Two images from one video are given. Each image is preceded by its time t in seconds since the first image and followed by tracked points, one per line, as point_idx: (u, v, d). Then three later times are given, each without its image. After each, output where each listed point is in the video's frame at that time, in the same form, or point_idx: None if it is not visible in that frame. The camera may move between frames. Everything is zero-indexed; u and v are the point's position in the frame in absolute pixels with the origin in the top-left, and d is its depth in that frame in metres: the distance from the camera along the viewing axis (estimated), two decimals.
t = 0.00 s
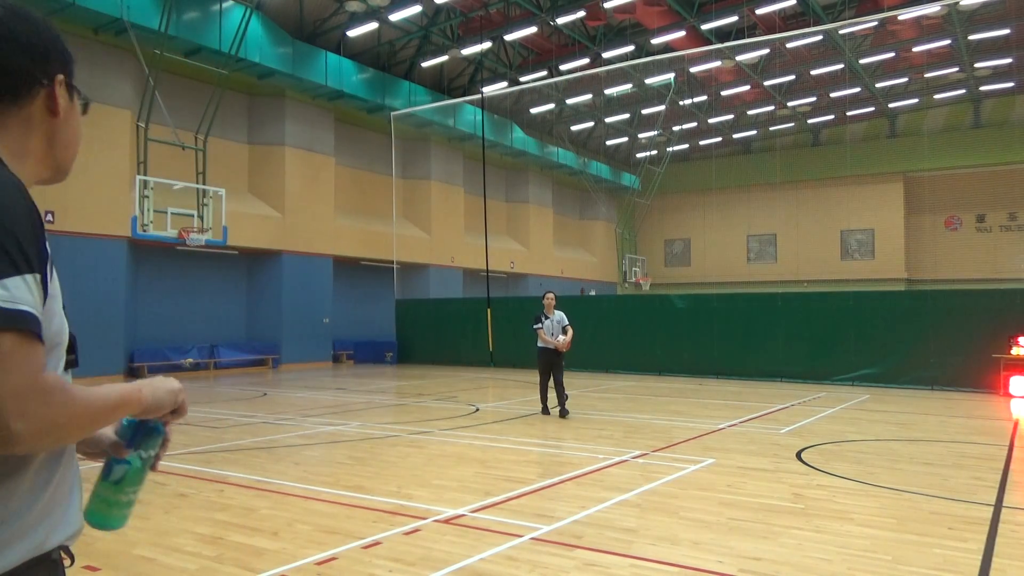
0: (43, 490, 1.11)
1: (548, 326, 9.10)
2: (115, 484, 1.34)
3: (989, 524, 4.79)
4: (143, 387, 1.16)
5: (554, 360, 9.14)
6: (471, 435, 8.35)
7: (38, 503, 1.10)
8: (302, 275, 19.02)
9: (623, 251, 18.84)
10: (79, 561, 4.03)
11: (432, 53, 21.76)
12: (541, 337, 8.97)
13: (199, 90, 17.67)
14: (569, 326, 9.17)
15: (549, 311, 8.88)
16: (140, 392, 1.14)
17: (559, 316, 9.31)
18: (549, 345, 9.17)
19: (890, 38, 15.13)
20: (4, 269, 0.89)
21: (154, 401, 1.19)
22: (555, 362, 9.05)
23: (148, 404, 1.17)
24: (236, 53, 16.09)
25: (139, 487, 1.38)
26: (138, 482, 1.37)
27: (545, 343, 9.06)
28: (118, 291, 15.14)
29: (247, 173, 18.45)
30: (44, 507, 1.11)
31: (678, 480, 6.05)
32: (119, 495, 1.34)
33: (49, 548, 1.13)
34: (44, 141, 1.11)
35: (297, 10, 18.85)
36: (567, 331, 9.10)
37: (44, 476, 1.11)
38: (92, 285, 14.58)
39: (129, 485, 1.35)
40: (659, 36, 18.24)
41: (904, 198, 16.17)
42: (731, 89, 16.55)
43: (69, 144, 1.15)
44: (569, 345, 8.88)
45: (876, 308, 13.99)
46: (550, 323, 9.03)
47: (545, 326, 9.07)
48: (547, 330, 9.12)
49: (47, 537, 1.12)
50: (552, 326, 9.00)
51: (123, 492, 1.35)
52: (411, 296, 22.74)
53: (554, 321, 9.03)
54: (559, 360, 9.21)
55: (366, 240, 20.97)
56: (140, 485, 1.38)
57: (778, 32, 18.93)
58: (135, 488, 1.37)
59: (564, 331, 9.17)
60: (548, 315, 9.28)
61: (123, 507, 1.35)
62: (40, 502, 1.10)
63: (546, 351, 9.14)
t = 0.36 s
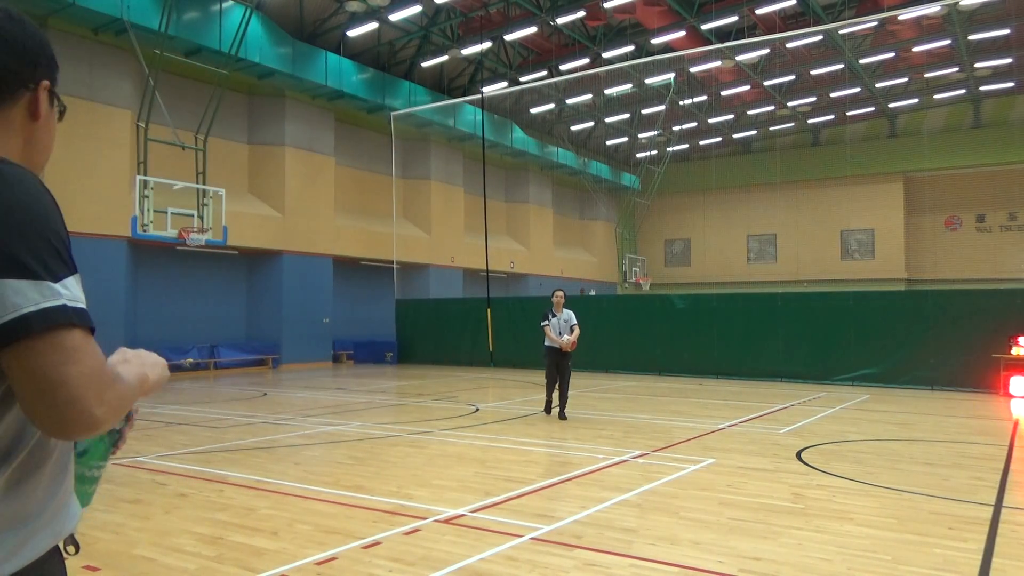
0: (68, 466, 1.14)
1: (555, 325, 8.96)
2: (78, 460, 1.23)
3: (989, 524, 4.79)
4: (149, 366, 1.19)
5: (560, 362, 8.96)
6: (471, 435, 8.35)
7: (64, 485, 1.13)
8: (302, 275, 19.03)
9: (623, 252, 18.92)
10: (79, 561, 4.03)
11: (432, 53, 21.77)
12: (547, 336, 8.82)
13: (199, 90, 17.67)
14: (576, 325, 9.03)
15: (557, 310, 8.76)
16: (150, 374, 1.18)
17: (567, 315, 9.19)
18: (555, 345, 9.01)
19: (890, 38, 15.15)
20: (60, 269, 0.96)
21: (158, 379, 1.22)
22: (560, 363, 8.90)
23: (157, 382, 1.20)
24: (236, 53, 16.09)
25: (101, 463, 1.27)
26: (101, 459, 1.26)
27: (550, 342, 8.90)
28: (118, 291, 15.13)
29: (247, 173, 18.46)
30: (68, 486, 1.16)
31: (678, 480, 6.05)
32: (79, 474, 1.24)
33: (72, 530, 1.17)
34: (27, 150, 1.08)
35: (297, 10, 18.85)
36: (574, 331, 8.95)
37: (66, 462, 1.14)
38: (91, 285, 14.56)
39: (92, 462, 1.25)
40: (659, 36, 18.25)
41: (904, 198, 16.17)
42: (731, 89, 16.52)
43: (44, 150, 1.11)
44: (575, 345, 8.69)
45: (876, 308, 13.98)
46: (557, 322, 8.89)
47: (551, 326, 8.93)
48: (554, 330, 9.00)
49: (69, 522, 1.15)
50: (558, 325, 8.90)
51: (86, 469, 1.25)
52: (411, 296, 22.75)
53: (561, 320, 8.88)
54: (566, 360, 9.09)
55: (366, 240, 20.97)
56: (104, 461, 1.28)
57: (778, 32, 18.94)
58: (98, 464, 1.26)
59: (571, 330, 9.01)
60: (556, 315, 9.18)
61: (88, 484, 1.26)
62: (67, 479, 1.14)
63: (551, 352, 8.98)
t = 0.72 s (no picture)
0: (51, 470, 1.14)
1: (559, 326, 8.86)
2: (104, 464, 1.43)
3: (989, 524, 4.79)
4: (139, 348, 1.21)
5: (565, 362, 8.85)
6: (471, 435, 8.35)
7: (46, 488, 1.13)
8: (302, 275, 19.02)
9: (623, 253, 18.78)
10: (79, 561, 4.03)
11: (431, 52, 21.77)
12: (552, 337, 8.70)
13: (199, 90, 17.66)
14: (580, 326, 8.96)
15: (561, 311, 8.70)
16: (139, 352, 1.21)
17: (570, 316, 9.14)
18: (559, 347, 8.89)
19: (890, 38, 15.18)
20: (3, 264, 0.93)
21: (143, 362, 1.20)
22: (566, 364, 8.77)
23: (145, 365, 1.22)
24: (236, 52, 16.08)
25: (128, 466, 1.47)
26: (127, 461, 1.46)
27: (556, 344, 8.79)
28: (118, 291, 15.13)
29: (247, 173, 18.46)
30: (53, 492, 1.16)
31: (678, 480, 6.05)
32: (108, 478, 1.43)
33: (54, 539, 1.15)
34: (15, 145, 1.08)
35: (297, 10, 18.85)
36: (579, 332, 8.86)
37: (47, 465, 1.13)
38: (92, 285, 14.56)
39: (118, 464, 1.44)
40: (659, 36, 18.24)
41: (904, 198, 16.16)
42: (731, 89, 16.52)
43: (38, 146, 1.09)
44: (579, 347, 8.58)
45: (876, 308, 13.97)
46: (562, 323, 8.80)
47: (555, 327, 8.82)
48: (558, 331, 8.90)
49: (49, 533, 1.14)
50: (563, 327, 8.80)
51: (113, 471, 1.44)
52: (411, 296, 22.75)
53: (565, 321, 8.79)
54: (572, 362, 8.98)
55: (366, 240, 20.96)
56: (129, 463, 1.47)
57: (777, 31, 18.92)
58: (125, 467, 1.46)
59: (575, 331, 8.92)
60: (560, 316, 9.12)
61: (116, 486, 1.45)
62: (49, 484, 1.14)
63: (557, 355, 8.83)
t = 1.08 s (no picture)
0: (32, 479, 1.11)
1: (562, 326, 8.76)
2: (130, 477, 1.39)
3: (989, 524, 4.79)
4: (111, 357, 1.11)
5: (567, 362, 8.72)
6: (471, 435, 8.35)
7: (24, 497, 1.10)
8: (302, 275, 19.02)
9: (623, 252, 18.57)
10: (80, 560, 4.03)
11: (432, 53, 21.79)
12: (554, 336, 8.60)
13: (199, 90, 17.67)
14: (584, 326, 8.85)
15: (563, 310, 8.62)
16: (97, 362, 1.08)
17: (572, 314, 9.07)
18: (563, 347, 8.78)
19: (890, 38, 15.20)
20: None
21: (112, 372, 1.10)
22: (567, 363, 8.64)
23: (117, 379, 1.11)
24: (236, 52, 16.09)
25: (157, 475, 1.43)
26: (155, 470, 1.42)
27: (558, 343, 8.68)
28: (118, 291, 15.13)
29: (247, 173, 18.47)
30: (34, 503, 1.12)
31: (678, 480, 6.05)
32: (135, 493, 1.40)
33: (31, 552, 1.12)
34: None
35: (298, 10, 18.86)
36: (582, 332, 8.74)
37: (24, 473, 1.10)
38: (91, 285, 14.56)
39: (146, 475, 1.40)
40: (659, 36, 18.25)
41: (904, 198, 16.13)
42: (731, 89, 16.56)
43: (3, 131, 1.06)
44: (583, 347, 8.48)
45: (876, 309, 13.98)
46: (564, 322, 8.72)
47: (559, 326, 8.72)
48: (562, 330, 8.79)
49: (19, 546, 1.10)
50: (565, 326, 8.69)
51: (141, 483, 1.40)
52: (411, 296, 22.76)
53: (567, 320, 8.69)
54: (576, 362, 8.81)
55: (366, 240, 20.97)
56: (159, 472, 1.43)
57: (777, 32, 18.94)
58: (154, 477, 1.42)
59: (578, 331, 8.84)
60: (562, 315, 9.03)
61: (149, 496, 1.42)
62: (28, 492, 1.10)
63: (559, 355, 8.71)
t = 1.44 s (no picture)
0: (19, 485, 1.09)
1: (564, 327, 8.64)
2: (142, 476, 1.36)
3: (989, 524, 4.79)
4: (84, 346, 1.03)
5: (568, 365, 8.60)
6: (471, 435, 8.35)
7: (9, 504, 1.08)
8: (302, 275, 19.03)
9: (623, 252, 18.79)
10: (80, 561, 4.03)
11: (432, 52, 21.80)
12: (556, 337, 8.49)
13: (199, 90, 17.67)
14: (587, 327, 8.71)
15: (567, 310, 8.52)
16: (65, 351, 1.00)
17: (575, 316, 8.92)
18: (564, 349, 8.65)
19: (890, 38, 15.21)
20: None
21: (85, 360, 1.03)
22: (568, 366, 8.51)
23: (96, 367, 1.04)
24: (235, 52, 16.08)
25: (171, 474, 1.39)
26: (167, 470, 1.38)
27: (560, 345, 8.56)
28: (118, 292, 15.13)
29: (247, 172, 18.47)
30: (24, 507, 1.11)
31: (678, 480, 6.05)
32: (147, 491, 1.36)
33: (15, 560, 1.10)
34: None
35: (297, 10, 18.86)
36: (585, 334, 8.61)
37: (9, 478, 1.07)
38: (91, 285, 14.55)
39: (155, 475, 1.36)
40: (659, 35, 18.25)
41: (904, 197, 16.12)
42: (731, 89, 16.56)
43: None
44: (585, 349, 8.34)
45: (876, 309, 13.97)
46: (567, 323, 8.57)
47: (561, 328, 8.60)
48: (564, 332, 8.66)
49: (7, 549, 1.09)
50: (568, 328, 8.58)
51: (154, 482, 1.37)
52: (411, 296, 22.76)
53: (570, 321, 8.57)
54: (577, 365, 8.66)
55: (365, 240, 20.98)
56: (172, 471, 1.39)
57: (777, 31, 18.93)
58: (167, 477, 1.39)
59: (581, 333, 8.69)
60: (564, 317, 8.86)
61: (166, 496, 1.38)
62: (14, 499, 1.09)
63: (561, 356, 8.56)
